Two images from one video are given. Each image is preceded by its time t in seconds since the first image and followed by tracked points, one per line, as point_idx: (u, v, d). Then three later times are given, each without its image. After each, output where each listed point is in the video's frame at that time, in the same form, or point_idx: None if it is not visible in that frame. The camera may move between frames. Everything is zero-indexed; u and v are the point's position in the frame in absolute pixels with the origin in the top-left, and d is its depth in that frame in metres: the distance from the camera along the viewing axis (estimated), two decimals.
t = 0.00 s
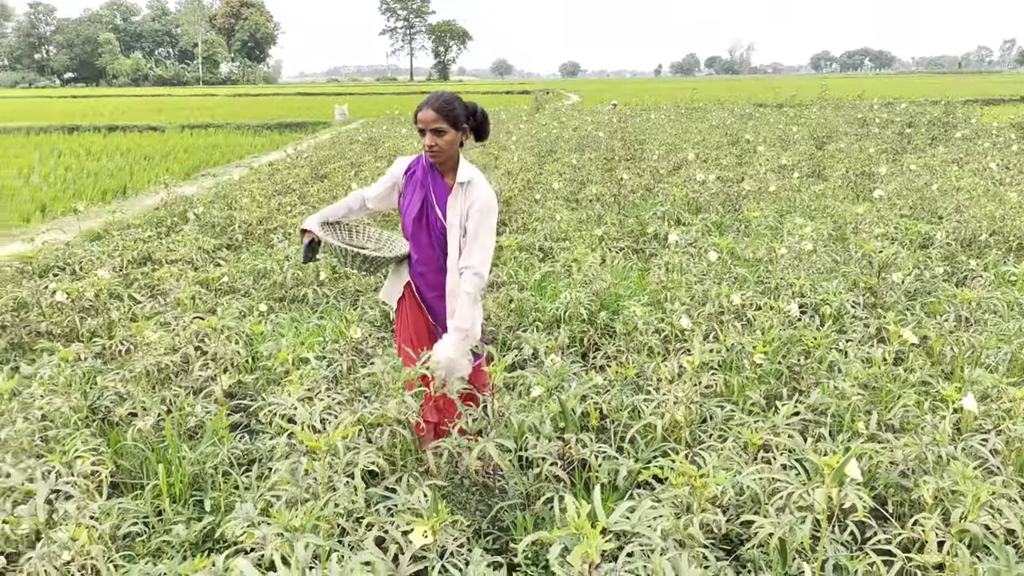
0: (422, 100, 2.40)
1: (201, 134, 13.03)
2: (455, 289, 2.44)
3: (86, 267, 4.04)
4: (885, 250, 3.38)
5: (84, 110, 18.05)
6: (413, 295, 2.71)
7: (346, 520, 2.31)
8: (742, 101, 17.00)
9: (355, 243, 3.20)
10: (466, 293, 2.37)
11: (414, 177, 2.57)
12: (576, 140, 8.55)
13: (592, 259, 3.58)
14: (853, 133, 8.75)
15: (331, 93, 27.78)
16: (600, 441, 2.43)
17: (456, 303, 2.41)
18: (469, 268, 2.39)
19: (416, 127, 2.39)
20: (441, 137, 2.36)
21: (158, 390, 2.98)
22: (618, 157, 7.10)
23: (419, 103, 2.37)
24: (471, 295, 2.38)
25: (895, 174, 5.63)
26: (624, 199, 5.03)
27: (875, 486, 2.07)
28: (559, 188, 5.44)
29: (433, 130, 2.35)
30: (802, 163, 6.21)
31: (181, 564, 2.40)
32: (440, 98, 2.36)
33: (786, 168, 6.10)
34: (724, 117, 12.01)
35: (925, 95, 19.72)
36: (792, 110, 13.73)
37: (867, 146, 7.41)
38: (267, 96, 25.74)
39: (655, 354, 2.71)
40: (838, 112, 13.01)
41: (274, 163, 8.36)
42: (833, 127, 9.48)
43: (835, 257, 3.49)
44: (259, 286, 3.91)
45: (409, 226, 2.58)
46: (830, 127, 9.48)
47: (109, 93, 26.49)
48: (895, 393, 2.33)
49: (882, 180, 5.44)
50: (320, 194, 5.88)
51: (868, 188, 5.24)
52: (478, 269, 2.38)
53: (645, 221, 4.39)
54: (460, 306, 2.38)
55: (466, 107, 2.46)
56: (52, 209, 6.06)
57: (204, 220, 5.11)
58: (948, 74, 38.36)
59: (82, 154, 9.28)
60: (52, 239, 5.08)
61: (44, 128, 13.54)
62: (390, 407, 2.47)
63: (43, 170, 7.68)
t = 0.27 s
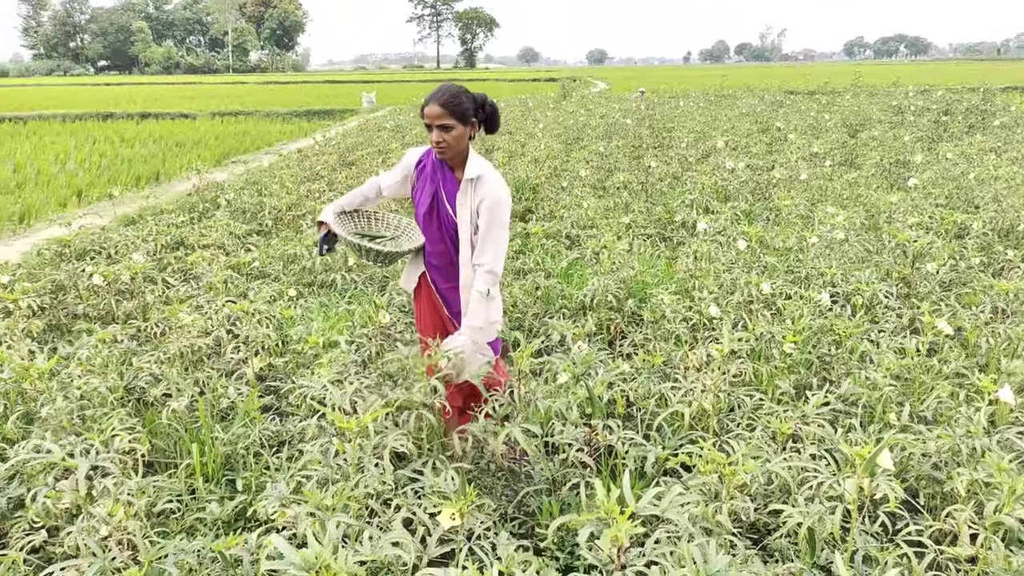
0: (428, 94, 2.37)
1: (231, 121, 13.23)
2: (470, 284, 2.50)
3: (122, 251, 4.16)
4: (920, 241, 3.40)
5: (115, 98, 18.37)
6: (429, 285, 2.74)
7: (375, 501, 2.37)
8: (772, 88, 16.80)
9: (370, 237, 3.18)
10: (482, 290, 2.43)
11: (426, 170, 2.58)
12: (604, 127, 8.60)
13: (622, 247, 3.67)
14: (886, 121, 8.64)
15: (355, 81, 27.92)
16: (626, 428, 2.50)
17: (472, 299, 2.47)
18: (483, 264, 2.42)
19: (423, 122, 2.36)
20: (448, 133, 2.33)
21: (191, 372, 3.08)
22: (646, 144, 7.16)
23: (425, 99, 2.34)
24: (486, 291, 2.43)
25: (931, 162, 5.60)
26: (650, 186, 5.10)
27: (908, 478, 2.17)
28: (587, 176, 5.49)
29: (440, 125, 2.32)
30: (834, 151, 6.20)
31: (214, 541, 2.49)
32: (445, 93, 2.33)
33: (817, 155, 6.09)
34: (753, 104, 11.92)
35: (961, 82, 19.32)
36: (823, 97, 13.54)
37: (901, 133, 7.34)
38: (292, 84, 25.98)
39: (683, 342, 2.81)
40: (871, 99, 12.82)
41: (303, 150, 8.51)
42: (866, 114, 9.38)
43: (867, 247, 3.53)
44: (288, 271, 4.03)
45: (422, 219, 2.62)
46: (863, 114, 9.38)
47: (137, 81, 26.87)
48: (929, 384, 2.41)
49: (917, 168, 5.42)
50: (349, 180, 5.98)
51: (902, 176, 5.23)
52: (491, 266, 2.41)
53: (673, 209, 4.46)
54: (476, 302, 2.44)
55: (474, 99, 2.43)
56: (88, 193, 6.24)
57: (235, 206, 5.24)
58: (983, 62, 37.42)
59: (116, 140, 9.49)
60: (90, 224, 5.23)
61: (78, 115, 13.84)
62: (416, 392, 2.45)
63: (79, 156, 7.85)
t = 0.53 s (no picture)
0: (442, 92, 2.37)
1: (249, 114, 13.33)
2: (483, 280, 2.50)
3: (144, 243, 4.22)
4: (942, 231, 3.39)
5: (136, 92, 18.56)
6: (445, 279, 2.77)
7: (395, 490, 2.41)
8: (792, 78, 16.61)
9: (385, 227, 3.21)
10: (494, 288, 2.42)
11: (440, 166, 2.58)
12: (622, 119, 8.58)
13: (640, 238, 3.69)
14: (909, 110, 8.53)
15: (370, 74, 27.95)
16: (645, 420, 2.55)
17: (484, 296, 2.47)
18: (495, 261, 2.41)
19: (438, 119, 2.37)
20: (461, 130, 2.34)
21: (213, 362, 3.13)
22: (664, 135, 7.13)
23: (438, 96, 2.35)
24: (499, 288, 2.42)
25: (955, 152, 5.53)
26: (668, 177, 5.11)
27: (930, 470, 2.20)
28: (605, 167, 5.49)
29: (453, 124, 2.34)
30: (856, 141, 6.15)
31: (237, 529, 2.54)
32: (458, 90, 2.32)
33: (838, 146, 6.05)
34: (773, 94, 11.82)
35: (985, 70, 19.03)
36: (844, 87, 13.39)
37: (924, 123, 7.25)
38: (308, 76, 26.08)
39: (701, 333, 2.85)
40: (893, 88, 12.66)
41: (321, 143, 8.57)
42: (888, 103, 9.27)
43: (889, 238, 3.53)
44: (308, 263, 4.09)
45: (436, 214, 2.63)
46: (885, 103, 9.28)
47: (155, 75, 27.11)
48: (951, 376, 2.42)
49: (941, 158, 5.37)
50: (367, 172, 6.02)
51: (925, 165, 5.18)
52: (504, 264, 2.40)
53: (692, 201, 4.48)
54: (487, 299, 2.44)
55: (489, 94, 2.42)
56: (110, 186, 6.33)
57: (254, 198, 5.30)
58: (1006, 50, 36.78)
59: (137, 134, 9.60)
60: (113, 216, 5.32)
61: (100, 110, 14.01)
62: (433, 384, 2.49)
63: (101, 150, 7.95)
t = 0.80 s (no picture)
0: (467, 88, 2.37)
1: (267, 108, 13.43)
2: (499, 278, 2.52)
3: (164, 236, 4.28)
4: (964, 224, 3.36)
5: (155, 87, 18.74)
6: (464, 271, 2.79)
7: (412, 481, 2.44)
8: (812, 70, 16.44)
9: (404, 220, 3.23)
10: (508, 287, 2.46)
11: (462, 161, 2.59)
12: (639, 111, 8.56)
13: (658, 232, 3.69)
14: (931, 102, 8.43)
15: (386, 67, 27.99)
16: (661, 413, 2.57)
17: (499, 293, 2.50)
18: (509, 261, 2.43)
19: (461, 116, 2.37)
20: (482, 127, 2.34)
21: (233, 354, 3.18)
22: (682, 127, 7.11)
23: (462, 91, 2.34)
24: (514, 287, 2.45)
25: (979, 144, 5.47)
26: (686, 170, 5.11)
27: (950, 465, 2.20)
28: (622, 160, 5.49)
29: (475, 121, 2.34)
30: (877, 133, 6.09)
31: (257, 518, 2.57)
32: (482, 87, 2.32)
33: (858, 138, 6.00)
34: (793, 86, 11.72)
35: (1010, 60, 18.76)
36: (865, 79, 13.24)
37: (947, 114, 7.16)
38: (324, 70, 26.20)
39: (718, 327, 2.87)
40: (915, 79, 12.50)
41: (339, 137, 8.63)
42: (910, 95, 9.17)
43: (910, 231, 3.51)
44: (326, 256, 4.14)
45: (456, 209, 2.65)
46: (906, 95, 9.17)
47: (173, 69, 27.34)
48: (973, 371, 2.42)
49: (964, 150, 5.31)
50: (384, 166, 6.06)
51: (949, 157, 5.13)
52: (518, 264, 2.42)
53: (710, 193, 4.49)
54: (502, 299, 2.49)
55: (514, 91, 2.42)
56: (131, 179, 6.41)
57: (273, 191, 5.36)
58: None
59: (158, 127, 9.71)
60: (134, 209, 5.39)
61: (121, 104, 14.18)
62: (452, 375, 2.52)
63: (122, 144, 8.05)
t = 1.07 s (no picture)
0: (494, 99, 2.24)
1: (278, 101, 13.45)
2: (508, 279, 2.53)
3: (176, 226, 4.30)
4: (976, 221, 3.37)
5: (165, 79, 18.80)
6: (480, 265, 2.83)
7: (421, 472, 2.45)
8: (824, 67, 16.38)
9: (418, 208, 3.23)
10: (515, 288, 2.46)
11: (478, 159, 2.60)
12: (650, 107, 8.57)
13: (669, 227, 3.72)
14: (944, 99, 8.41)
15: (395, 62, 27.97)
16: (671, 406, 2.60)
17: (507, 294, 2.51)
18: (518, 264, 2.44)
19: (486, 124, 2.29)
20: (518, 145, 2.27)
21: (244, 344, 3.21)
22: (693, 123, 7.12)
23: (495, 108, 2.21)
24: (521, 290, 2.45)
25: (992, 141, 5.46)
26: (697, 166, 5.13)
27: (958, 461, 2.22)
28: (634, 155, 5.51)
29: (511, 137, 2.25)
30: (890, 130, 6.09)
31: (266, 507, 2.59)
32: (515, 102, 2.19)
33: (871, 135, 6.01)
34: (805, 82, 11.70)
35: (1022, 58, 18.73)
36: (877, 76, 13.20)
37: (960, 112, 7.14)
38: (333, 64, 26.25)
39: (729, 322, 2.93)
40: (927, 77, 12.47)
41: (349, 131, 8.65)
42: (923, 92, 9.14)
43: (922, 228, 3.52)
44: (337, 247, 4.17)
45: (471, 205, 2.68)
46: (919, 92, 9.15)
47: (182, 62, 27.39)
48: (982, 368, 2.44)
49: (977, 148, 5.31)
50: (395, 159, 6.09)
51: (961, 155, 5.13)
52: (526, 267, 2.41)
53: (721, 189, 4.52)
54: (508, 299, 2.49)
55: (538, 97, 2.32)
56: (143, 170, 6.45)
57: (284, 183, 5.39)
58: None
59: (169, 119, 9.75)
60: (146, 200, 5.43)
61: (132, 96, 14.24)
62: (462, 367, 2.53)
63: (133, 135, 8.08)
